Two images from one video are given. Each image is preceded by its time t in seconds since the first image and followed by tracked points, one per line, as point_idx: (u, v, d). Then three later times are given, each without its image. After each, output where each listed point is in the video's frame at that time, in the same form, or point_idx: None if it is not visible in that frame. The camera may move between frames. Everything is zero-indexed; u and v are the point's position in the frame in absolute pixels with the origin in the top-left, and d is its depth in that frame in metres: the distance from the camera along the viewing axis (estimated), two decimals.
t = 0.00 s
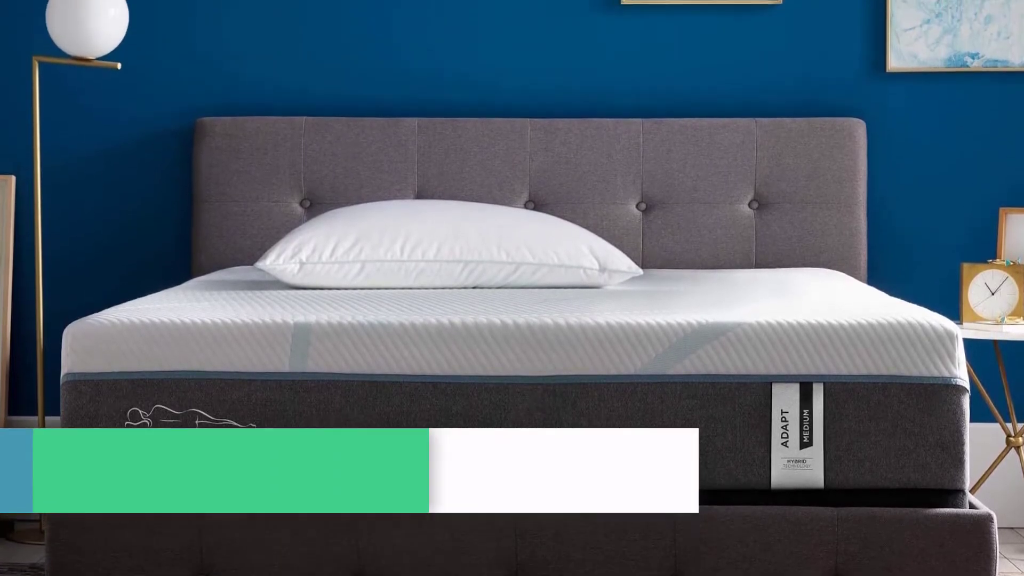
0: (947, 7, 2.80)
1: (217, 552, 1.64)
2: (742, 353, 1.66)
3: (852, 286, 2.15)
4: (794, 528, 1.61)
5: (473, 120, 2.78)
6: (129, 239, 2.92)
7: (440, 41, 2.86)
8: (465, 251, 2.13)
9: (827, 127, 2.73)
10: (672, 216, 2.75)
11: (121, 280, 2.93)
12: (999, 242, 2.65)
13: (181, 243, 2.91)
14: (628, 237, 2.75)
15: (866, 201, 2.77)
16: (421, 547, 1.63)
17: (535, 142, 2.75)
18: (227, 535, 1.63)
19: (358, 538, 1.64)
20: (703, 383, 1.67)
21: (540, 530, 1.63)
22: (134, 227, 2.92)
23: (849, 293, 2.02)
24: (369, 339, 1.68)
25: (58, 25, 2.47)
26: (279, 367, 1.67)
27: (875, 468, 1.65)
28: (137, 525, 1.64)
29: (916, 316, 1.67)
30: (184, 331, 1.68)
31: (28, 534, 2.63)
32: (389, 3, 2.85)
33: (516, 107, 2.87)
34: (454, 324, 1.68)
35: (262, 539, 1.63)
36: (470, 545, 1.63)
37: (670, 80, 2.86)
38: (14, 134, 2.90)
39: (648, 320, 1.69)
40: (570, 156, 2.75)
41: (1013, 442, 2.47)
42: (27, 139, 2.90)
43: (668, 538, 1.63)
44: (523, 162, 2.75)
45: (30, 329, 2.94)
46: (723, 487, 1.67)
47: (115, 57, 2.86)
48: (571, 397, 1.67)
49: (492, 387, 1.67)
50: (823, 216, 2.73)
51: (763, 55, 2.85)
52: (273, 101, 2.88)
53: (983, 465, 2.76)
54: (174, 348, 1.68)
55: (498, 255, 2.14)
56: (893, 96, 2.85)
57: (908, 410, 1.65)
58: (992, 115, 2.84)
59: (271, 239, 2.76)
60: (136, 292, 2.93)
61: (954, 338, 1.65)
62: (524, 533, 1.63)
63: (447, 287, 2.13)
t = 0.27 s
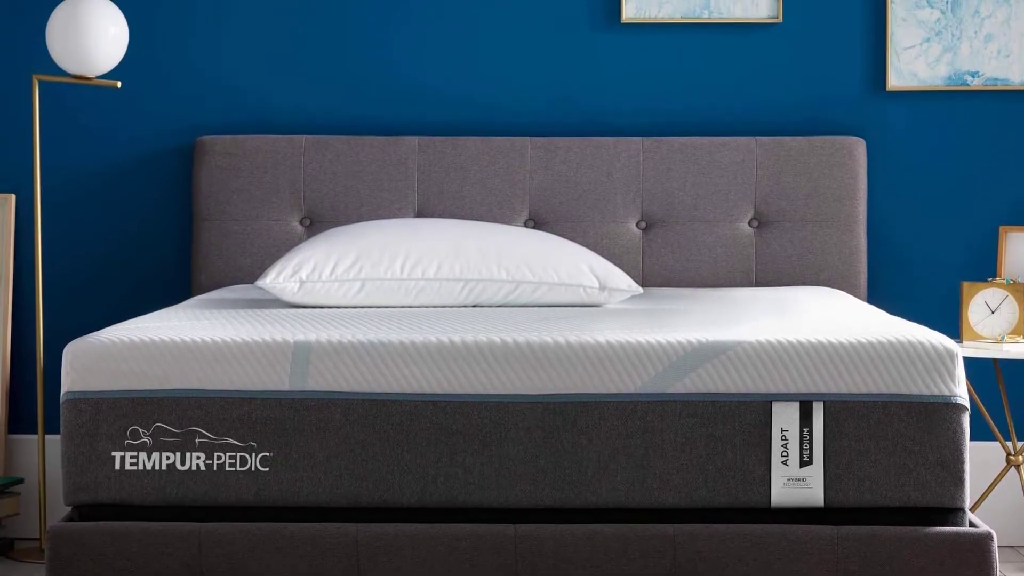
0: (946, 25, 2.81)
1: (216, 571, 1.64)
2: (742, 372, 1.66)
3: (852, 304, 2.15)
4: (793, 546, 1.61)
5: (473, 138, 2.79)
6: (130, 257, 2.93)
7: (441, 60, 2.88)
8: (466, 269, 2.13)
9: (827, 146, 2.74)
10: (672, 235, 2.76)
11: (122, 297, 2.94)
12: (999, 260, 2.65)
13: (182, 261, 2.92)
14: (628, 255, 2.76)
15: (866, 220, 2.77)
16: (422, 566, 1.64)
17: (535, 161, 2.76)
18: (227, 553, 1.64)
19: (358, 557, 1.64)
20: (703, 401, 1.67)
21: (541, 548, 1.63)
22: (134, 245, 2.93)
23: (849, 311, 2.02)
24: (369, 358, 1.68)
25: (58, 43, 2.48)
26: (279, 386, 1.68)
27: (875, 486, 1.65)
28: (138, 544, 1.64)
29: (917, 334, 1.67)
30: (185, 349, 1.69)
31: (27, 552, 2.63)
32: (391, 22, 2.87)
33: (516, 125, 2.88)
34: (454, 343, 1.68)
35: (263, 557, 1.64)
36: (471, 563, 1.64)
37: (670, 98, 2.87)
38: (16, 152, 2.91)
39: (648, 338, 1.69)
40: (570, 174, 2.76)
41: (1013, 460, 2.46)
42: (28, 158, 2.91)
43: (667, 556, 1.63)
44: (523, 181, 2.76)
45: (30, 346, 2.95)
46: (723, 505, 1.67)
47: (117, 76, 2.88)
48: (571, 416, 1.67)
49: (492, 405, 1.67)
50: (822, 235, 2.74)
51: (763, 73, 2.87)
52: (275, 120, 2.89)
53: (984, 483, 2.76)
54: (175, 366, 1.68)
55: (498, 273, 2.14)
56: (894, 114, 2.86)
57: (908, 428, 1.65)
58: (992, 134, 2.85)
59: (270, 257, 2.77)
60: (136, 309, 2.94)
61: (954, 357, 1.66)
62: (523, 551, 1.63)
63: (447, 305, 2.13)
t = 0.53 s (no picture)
0: (946, 43, 2.83)
1: None
2: (742, 390, 1.66)
3: (851, 322, 2.15)
4: (793, 563, 1.62)
5: (473, 156, 2.80)
6: (130, 274, 2.94)
7: (442, 78, 2.89)
8: (465, 286, 2.14)
9: (827, 164, 2.75)
10: (672, 253, 2.76)
11: (122, 315, 2.94)
12: (999, 278, 2.66)
13: (182, 278, 2.93)
14: (628, 273, 2.77)
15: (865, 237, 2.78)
16: None
17: (534, 179, 2.77)
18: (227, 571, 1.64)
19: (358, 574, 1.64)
20: (703, 419, 1.67)
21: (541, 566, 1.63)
22: (134, 262, 2.94)
23: (848, 329, 2.03)
24: (369, 375, 1.68)
25: (58, 60, 2.49)
26: (279, 403, 1.68)
27: (875, 504, 1.65)
28: (138, 561, 1.64)
29: (916, 352, 1.68)
30: (185, 367, 1.69)
31: (26, 570, 2.63)
32: (392, 41, 2.89)
33: (516, 143, 2.90)
34: (454, 360, 1.68)
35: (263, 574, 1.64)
36: None
37: (669, 115, 2.89)
38: (18, 170, 2.93)
39: (648, 356, 1.69)
40: (570, 192, 2.77)
41: (1013, 478, 2.46)
42: (28, 176, 2.93)
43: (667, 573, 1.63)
44: (523, 198, 2.77)
45: (30, 364, 2.95)
46: (723, 523, 1.66)
47: (119, 94, 2.90)
48: (571, 433, 1.67)
49: (492, 422, 1.68)
50: (822, 253, 2.74)
51: (762, 91, 2.88)
52: (277, 138, 2.91)
53: (984, 500, 2.75)
54: (175, 384, 1.68)
55: (498, 290, 2.15)
56: (894, 132, 2.87)
57: (908, 446, 1.65)
58: (992, 152, 2.86)
59: (270, 274, 2.78)
60: (136, 326, 2.95)
61: (954, 374, 1.66)
62: (523, 570, 1.63)
63: (447, 322, 2.14)
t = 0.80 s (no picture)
0: (946, 60, 2.84)
1: None
2: (741, 407, 1.67)
3: (850, 339, 2.15)
4: None
5: (473, 173, 2.81)
6: (130, 291, 2.95)
7: (443, 96, 2.90)
8: (465, 303, 2.14)
9: (827, 181, 2.75)
10: (672, 270, 2.77)
11: (122, 331, 2.95)
12: (998, 295, 2.66)
13: (182, 295, 2.94)
14: (628, 290, 2.77)
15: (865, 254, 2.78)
16: None
17: (534, 196, 2.78)
18: None
19: None
20: (703, 436, 1.67)
21: None
22: (134, 279, 2.95)
23: (848, 346, 2.03)
24: (369, 392, 1.69)
25: (58, 78, 2.50)
26: (279, 420, 1.68)
27: (875, 521, 1.65)
28: None
29: (916, 369, 1.68)
30: (186, 384, 1.69)
31: None
32: (393, 58, 2.90)
33: (516, 160, 2.91)
34: (454, 378, 1.69)
35: None
36: None
37: (669, 132, 2.90)
38: (18, 187, 2.94)
39: (648, 373, 1.70)
40: (570, 209, 2.78)
41: (1013, 495, 2.45)
42: (28, 193, 2.94)
43: None
44: (523, 216, 2.78)
45: (30, 380, 2.96)
46: (723, 540, 1.66)
47: (121, 111, 2.91)
48: (571, 450, 1.67)
49: (492, 439, 1.68)
50: (822, 270, 2.75)
51: (762, 108, 2.89)
52: (278, 155, 2.92)
53: (985, 518, 2.75)
54: (175, 402, 1.69)
55: (498, 307, 2.15)
56: (894, 149, 2.88)
57: (908, 463, 1.65)
58: (992, 168, 2.87)
59: (270, 291, 2.79)
60: (136, 343, 2.96)
61: (954, 391, 1.66)
62: None
63: (447, 339, 2.14)
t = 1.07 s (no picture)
0: (946, 76, 2.85)
1: None
2: (741, 423, 1.67)
3: (850, 355, 2.16)
4: None
5: (474, 189, 2.81)
6: (130, 307, 2.96)
7: (444, 112, 2.92)
8: (465, 319, 2.15)
9: (827, 198, 2.76)
10: (672, 286, 2.77)
11: (123, 348, 2.96)
12: (999, 311, 2.66)
13: (182, 311, 2.95)
14: (628, 306, 2.77)
15: (866, 270, 2.79)
16: None
17: (534, 212, 2.79)
18: None
19: None
20: (703, 452, 1.67)
21: None
22: (134, 295, 2.96)
23: (848, 362, 2.03)
24: (369, 409, 1.69)
25: (58, 94, 2.51)
26: (279, 436, 1.68)
27: (875, 537, 1.65)
28: None
29: (916, 386, 1.68)
30: (185, 400, 1.70)
31: None
32: (395, 75, 2.91)
33: (517, 176, 2.92)
34: (454, 394, 1.69)
35: None
36: None
37: (669, 149, 2.91)
38: (19, 204, 2.95)
39: (648, 389, 1.70)
40: (570, 226, 2.78)
41: (1014, 511, 2.44)
42: (27, 210, 2.95)
43: None
44: (523, 232, 2.79)
45: (30, 397, 2.97)
46: (723, 556, 1.66)
47: (123, 127, 2.92)
48: (571, 466, 1.67)
49: (492, 456, 1.68)
50: (822, 286, 2.75)
51: (762, 125, 2.90)
52: (280, 171, 2.93)
53: (986, 534, 2.75)
54: (176, 418, 1.69)
55: (498, 323, 2.15)
56: (894, 165, 2.89)
57: (908, 478, 1.65)
58: (992, 184, 2.88)
59: (270, 307, 2.79)
60: (136, 359, 2.96)
61: (954, 408, 1.66)
62: None
63: (447, 355, 2.14)
